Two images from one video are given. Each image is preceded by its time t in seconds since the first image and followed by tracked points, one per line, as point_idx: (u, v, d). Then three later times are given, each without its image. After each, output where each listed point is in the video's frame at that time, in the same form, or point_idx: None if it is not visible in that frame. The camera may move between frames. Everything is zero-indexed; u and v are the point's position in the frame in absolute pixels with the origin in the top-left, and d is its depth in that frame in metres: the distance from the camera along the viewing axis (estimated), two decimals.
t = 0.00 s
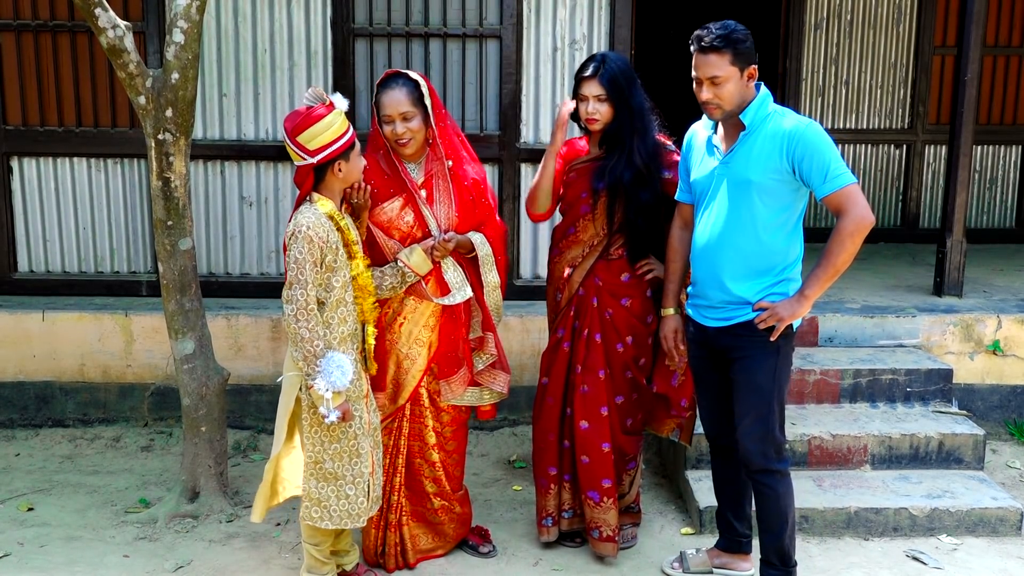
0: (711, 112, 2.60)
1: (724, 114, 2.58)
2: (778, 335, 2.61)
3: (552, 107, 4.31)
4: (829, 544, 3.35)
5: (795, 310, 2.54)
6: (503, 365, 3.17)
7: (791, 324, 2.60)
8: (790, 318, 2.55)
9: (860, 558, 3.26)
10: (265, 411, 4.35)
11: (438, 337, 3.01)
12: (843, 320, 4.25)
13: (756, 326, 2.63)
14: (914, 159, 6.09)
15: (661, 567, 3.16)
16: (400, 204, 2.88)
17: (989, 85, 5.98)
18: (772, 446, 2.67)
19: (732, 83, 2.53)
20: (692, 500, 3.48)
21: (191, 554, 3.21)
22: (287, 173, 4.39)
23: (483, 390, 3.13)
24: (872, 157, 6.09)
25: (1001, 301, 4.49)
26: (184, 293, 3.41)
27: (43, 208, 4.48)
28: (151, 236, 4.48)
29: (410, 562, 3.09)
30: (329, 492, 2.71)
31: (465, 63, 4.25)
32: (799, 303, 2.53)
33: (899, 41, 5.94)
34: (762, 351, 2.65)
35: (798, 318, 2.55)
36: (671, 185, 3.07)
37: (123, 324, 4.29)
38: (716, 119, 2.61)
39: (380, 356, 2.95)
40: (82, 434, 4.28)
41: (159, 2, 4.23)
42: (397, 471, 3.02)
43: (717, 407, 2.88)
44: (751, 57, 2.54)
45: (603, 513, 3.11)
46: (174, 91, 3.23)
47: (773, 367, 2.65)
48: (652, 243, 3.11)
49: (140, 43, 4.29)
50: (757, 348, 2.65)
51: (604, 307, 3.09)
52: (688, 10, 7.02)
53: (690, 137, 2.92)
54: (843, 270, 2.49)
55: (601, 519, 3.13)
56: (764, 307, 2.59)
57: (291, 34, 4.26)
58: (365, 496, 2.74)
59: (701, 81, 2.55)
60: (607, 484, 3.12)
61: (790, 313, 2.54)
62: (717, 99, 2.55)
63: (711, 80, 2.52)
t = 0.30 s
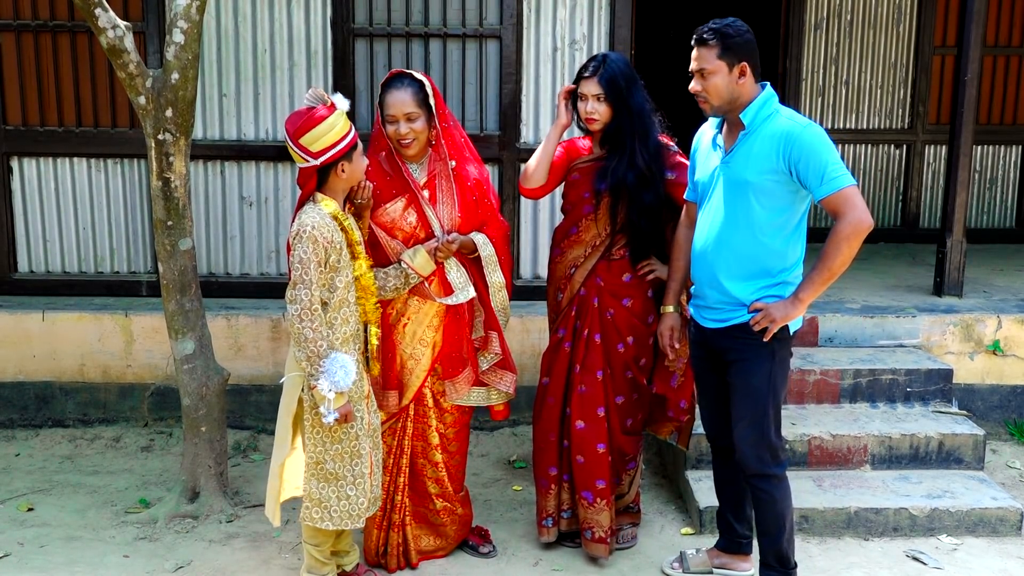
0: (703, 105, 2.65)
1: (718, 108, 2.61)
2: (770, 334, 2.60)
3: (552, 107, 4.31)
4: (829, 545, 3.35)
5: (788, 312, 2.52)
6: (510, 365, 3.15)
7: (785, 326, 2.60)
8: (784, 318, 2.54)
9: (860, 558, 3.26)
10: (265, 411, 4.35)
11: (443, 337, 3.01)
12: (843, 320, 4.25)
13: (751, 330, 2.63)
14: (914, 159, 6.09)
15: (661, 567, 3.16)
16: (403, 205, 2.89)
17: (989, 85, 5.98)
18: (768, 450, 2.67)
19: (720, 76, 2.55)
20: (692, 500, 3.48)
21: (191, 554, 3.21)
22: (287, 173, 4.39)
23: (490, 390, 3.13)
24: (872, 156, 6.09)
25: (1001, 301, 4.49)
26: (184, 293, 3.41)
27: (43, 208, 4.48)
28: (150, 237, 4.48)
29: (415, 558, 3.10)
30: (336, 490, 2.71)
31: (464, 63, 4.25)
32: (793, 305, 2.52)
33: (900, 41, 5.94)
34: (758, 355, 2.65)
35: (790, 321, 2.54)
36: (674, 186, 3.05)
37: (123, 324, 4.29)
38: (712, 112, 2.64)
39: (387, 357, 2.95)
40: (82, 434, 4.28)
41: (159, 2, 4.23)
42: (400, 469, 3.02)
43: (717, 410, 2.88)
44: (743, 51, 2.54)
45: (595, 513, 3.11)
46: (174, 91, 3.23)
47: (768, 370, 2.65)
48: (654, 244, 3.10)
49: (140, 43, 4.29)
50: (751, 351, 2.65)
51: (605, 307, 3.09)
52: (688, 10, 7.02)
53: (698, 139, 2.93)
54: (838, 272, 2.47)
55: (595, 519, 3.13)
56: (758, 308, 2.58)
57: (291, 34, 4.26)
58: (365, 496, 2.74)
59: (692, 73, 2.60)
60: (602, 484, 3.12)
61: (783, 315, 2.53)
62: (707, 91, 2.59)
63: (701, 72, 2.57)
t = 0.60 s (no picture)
0: (705, 98, 2.67)
1: (720, 101, 2.63)
2: (771, 333, 2.57)
3: (552, 107, 4.31)
4: (829, 545, 3.35)
5: (790, 311, 2.49)
6: (500, 364, 3.18)
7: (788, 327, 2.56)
8: (786, 318, 2.50)
9: (860, 558, 3.26)
10: (265, 411, 4.35)
11: (444, 337, 3.02)
12: (843, 320, 4.25)
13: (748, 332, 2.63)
14: (914, 159, 6.08)
15: (661, 567, 3.16)
16: (404, 206, 2.87)
17: (989, 85, 5.98)
18: (769, 451, 2.67)
19: (721, 69, 2.56)
20: (692, 500, 3.48)
21: (191, 554, 3.21)
22: (287, 173, 4.38)
23: (480, 389, 3.14)
24: (872, 157, 6.09)
25: (1001, 301, 4.49)
26: (184, 293, 3.41)
27: (42, 208, 4.48)
28: (150, 237, 4.48)
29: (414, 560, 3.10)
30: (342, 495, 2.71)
31: (465, 63, 4.25)
32: (795, 305, 2.48)
33: (899, 41, 5.94)
34: (756, 359, 2.64)
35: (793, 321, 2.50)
36: (677, 186, 3.03)
37: (123, 324, 4.29)
38: (714, 106, 2.66)
39: (386, 360, 2.93)
40: (82, 434, 4.28)
41: (159, 2, 4.23)
42: (403, 471, 3.01)
43: (719, 413, 2.88)
44: (744, 47, 2.54)
45: (602, 513, 3.11)
46: (174, 91, 3.23)
47: (765, 375, 2.64)
48: (655, 244, 3.10)
49: (140, 43, 4.29)
50: (753, 353, 2.64)
51: (607, 307, 3.09)
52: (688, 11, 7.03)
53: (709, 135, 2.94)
54: (843, 272, 2.41)
55: (600, 519, 3.13)
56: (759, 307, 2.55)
57: (291, 34, 4.26)
58: (375, 500, 2.74)
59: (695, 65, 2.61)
60: (607, 484, 3.12)
61: (786, 314, 2.49)
62: (707, 84, 2.60)
63: (702, 65, 2.58)
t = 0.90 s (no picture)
0: (706, 96, 2.67)
1: (722, 100, 2.63)
2: (784, 365, 2.51)
3: (552, 107, 4.31)
4: (829, 545, 3.35)
5: (789, 329, 2.43)
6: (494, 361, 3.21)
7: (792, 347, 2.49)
8: (789, 340, 2.45)
9: (860, 558, 3.26)
10: (265, 411, 4.35)
11: (444, 337, 3.02)
12: (843, 320, 4.25)
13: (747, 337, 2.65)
14: (913, 159, 6.08)
15: (661, 566, 3.16)
16: (401, 208, 2.88)
17: (988, 85, 5.98)
18: (772, 453, 2.67)
19: (721, 69, 2.56)
20: (692, 500, 3.48)
21: (191, 554, 3.21)
22: (287, 173, 4.38)
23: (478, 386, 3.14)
24: (872, 157, 6.09)
25: (1000, 301, 4.49)
26: (184, 293, 3.41)
27: (42, 208, 4.48)
28: (150, 237, 4.48)
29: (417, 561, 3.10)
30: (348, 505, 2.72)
31: (464, 63, 4.25)
32: (789, 321, 2.43)
33: (899, 41, 5.94)
34: (753, 363, 2.64)
35: (793, 340, 2.44)
36: (679, 187, 3.04)
37: (123, 324, 4.29)
38: (717, 105, 2.67)
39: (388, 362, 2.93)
40: (81, 435, 4.28)
41: (159, 2, 4.23)
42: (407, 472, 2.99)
43: (719, 414, 2.88)
44: (745, 47, 2.53)
45: (601, 513, 3.11)
46: (174, 91, 3.23)
47: (763, 380, 2.64)
48: (658, 245, 3.10)
49: (140, 43, 4.29)
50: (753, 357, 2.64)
51: (609, 307, 3.09)
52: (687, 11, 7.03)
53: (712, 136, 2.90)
54: (836, 284, 2.40)
55: (600, 519, 3.13)
56: (764, 342, 2.49)
57: (290, 35, 4.26)
58: (378, 505, 2.76)
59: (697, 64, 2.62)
60: (607, 484, 3.12)
61: (785, 335, 2.44)
62: (709, 83, 2.61)
63: (703, 65, 2.59)
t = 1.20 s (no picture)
0: (709, 98, 2.67)
1: (724, 102, 2.64)
2: (769, 371, 2.49)
3: (552, 107, 4.31)
4: (828, 545, 3.35)
5: (774, 337, 2.43)
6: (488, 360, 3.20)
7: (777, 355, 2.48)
8: (775, 348, 2.44)
9: (860, 558, 3.26)
10: (265, 411, 4.34)
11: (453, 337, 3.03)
12: (843, 320, 4.26)
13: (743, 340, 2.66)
14: (913, 159, 6.08)
15: (661, 566, 3.16)
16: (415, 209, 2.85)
17: (988, 85, 5.98)
18: (773, 457, 2.67)
19: (724, 70, 2.56)
20: (692, 500, 3.48)
21: (191, 555, 3.21)
22: (287, 173, 4.38)
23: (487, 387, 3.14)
24: (871, 157, 6.10)
25: (1000, 301, 4.49)
26: (183, 293, 3.41)
27: (41, 208, 4.48)
28: (150, 237, 4.48)
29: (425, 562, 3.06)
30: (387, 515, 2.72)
31: (464, 63, 4.25)
32: (776, 328, 2.43)
33: (898, 42, 5.94)
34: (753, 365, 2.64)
35: (779, 347, 2.44)
36: (680, 187, 3.05)
37: (122, 324, 4.29)
38: (720, 105, 2.67)
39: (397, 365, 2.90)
40: (81, 435, 4.28)
41: (158, 2, 4.23)
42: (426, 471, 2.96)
43: (719, 416, 2.88)
44: (748, 47, 2.53)
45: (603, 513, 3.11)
46: (174, 91, 3.23)
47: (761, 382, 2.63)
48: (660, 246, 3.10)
49: (139, 43, 4.29)
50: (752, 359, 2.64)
51: (612, 308, 3.09)
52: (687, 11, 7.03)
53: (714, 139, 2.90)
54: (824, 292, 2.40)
55: (602, 520, 3.13)
56: (749, 349, 2.48)
57: (290, 35, 4.27)
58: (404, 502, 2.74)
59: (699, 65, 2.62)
60: (609, 485, 3.13)
61: (772, 342, 2.43)
62: (712, 84, 2.61)
63: (706, 65, 2.59)
